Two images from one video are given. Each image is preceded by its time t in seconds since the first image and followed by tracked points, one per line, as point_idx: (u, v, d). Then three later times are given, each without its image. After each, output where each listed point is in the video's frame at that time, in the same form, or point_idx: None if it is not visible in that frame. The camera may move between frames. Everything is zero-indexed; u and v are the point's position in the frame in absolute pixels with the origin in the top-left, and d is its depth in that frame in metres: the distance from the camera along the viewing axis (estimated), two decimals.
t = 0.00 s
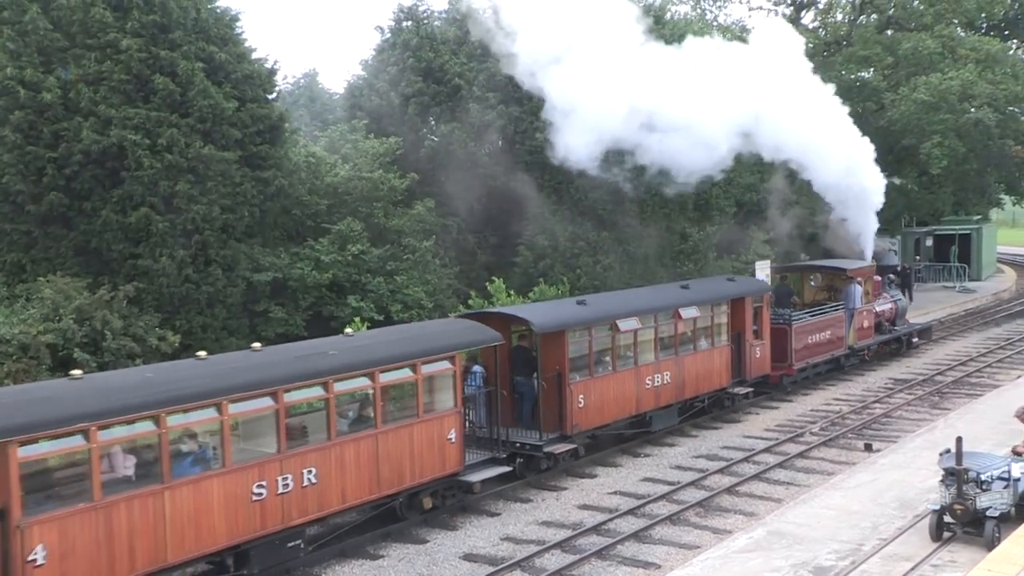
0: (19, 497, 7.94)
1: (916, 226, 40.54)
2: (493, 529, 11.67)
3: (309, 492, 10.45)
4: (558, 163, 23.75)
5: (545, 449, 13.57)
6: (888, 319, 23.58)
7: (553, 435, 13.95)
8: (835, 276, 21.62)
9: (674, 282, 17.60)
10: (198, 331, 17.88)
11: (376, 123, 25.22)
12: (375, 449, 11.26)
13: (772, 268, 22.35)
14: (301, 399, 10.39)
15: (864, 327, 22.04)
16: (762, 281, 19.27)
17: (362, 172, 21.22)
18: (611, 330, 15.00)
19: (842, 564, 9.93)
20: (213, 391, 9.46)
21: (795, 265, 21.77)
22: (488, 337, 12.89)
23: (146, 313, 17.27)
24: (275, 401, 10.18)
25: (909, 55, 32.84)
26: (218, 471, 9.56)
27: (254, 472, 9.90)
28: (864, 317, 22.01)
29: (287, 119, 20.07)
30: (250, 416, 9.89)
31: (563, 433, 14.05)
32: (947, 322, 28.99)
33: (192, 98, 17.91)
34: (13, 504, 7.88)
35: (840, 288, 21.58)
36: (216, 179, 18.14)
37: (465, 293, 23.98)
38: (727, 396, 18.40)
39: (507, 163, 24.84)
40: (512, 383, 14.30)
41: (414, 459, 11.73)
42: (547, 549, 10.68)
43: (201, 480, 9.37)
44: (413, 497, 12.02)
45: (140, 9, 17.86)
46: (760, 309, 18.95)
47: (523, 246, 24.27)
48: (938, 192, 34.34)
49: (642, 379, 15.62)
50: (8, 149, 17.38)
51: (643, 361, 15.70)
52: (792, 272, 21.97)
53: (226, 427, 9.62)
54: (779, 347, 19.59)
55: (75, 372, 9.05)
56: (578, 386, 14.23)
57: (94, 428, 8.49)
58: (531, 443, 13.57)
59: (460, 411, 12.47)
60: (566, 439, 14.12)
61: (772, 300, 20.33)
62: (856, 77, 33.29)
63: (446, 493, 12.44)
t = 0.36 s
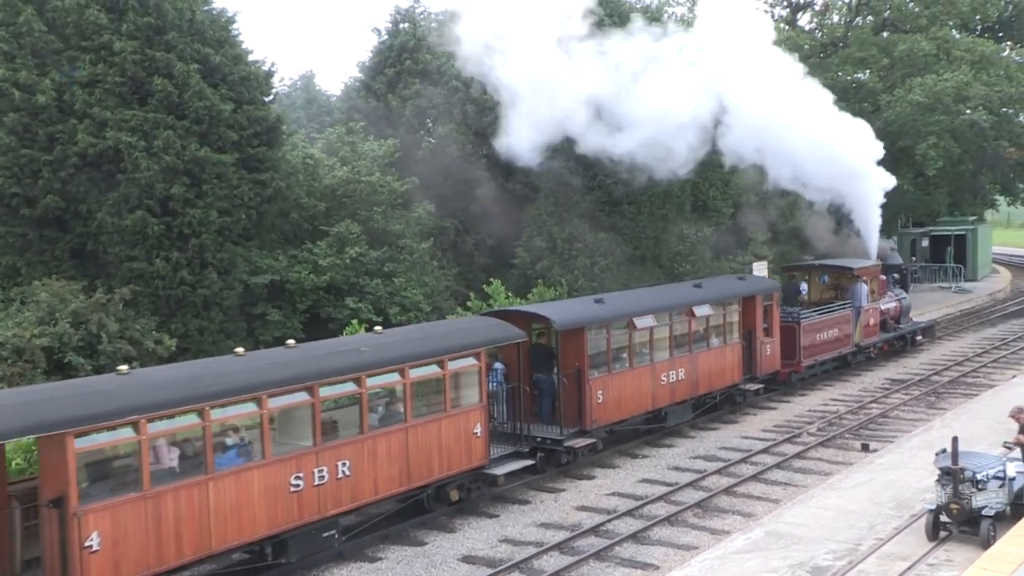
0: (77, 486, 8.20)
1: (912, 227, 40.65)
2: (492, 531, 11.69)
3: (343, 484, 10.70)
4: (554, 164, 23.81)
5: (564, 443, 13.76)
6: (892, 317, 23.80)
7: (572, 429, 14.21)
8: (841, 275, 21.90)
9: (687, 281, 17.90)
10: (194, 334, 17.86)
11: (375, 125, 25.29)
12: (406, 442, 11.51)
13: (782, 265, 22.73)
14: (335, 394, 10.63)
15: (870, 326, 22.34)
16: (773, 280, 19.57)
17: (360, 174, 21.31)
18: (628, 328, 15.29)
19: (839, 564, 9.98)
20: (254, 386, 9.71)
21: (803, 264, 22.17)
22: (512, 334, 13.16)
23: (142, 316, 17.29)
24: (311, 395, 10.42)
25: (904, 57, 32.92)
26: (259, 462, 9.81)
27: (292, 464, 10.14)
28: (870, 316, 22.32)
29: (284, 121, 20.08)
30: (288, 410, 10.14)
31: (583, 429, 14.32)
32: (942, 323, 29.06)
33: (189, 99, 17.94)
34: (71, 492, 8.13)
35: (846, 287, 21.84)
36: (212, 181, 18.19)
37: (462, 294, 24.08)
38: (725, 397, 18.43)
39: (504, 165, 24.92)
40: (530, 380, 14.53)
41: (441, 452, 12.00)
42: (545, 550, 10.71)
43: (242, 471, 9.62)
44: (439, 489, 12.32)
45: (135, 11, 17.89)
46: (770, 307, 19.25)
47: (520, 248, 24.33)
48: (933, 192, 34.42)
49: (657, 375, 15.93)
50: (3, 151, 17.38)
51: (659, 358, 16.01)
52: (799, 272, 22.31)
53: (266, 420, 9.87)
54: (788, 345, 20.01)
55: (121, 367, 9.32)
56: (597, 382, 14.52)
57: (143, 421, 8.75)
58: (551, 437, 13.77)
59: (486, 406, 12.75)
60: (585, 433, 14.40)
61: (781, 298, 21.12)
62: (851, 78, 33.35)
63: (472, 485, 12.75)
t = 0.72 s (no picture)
0: (121, 474, 8.69)
1: (901, 226, 40.76)
2: (483, 531, 11.69)
3: (368, 473, 11.19)
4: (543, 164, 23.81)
5: (577, 435, 14.32)
6: (890, 313, 24.32)
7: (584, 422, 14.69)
8: (841, 271, 22.28)
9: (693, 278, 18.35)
10: (184, 334, 17.79)
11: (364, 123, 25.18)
12: (426, 434, 12.00)
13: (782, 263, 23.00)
14: (358, 387, 11.10)
15: (869, 321, 22.78)
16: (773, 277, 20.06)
17: (354, 175, 21.49)
18: (637, 323, 15.77)
19: (829, 562, 10.01)
20: (282, 378, 10.17)
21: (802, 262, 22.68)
22: (527, 328, 13.65)
23: (132, 316, 17.23)
24: (337, 387, 10.90)
25: (893, 57, 33.04)
26: (289, 452, 10.29)
27: (320, 455, 10.61)
28: (869, 311, 22.75)
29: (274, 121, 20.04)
30: (315, 402, 10.60)
31: (595, 421, 14.81)
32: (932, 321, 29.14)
33: (177, 99, 17.93)
34: (115, 479, 8.62)
35: (846, 283, 22.24)
36: (202, 181, 18.15)
37: (453, 293, 24.08)
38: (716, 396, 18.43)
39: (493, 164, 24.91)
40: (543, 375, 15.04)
41: (460, 444, 12.49)
42: (536, 550, 10.71)
43: (274, 461, 10.11)
44: (458, 480, 12.78)
45: (123, 10, 17.84)
46: (773, 303, 19.72)
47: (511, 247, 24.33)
48: (922, 191, 34.50)
49: (665, 370, 16.40)
50: None
51: (667, 353, 16.49)
52: (800, 268, 22.66)
53: (295, 411, 10.34)
54: (790, 340, 20.42)
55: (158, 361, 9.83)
56: (607, 376, 15.01)
57: (181, 411, 9.24)
58: (564, 430, 14.33)
59: (502, 399, 13.28)
60: (596, 426, 14.88)
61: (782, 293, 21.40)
62: (840, 78, 33.46)
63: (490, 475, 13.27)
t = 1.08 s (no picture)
0: (162, 459, 9.01)
1: (894, 225, 40.83)
2: (475, 529, 11.69)
3: (392, 461, 11.50)
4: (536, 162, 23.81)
5: (590, 427, 14.70)
6: (890, 310, 24.87)
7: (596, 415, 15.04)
8: (842, 269, 22.84)
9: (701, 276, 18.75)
10: (177, 331, 17.75)
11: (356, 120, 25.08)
12: (447, 423, 12.32)
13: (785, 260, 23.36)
14: (383, 377, 11.40)
15: (870, 318, 23.27)
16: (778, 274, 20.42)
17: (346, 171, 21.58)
18: (647, 319, 16.13)
19: (821, 561, 10.02)
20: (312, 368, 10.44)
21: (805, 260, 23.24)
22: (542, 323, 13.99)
23: (125, 313, 17.20)
24: (363, 377, 11.19)
25: (886, 56, 33.09)
26: (319, 440, 10.59)
27: (347, 443, 10.91)
28: (870, 308, 23.25)
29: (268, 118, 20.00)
30: (341, 392, 10.90)
31: (606, 414, 15.16)
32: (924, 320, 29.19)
33: (171, 96, 17.87)
34: (157, 464, 8.96)
35: (848, 280, 22.84)
36: (195, 177, 18.09)
37: (446, 291, 24.12)
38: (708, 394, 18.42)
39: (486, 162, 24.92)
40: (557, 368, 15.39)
41: (479, 434, 12.82)
42: (529, 548, 10.71)
43: (305, 448, 10.40)
44: (477, 469, 13.15)
45: (117, 6, 17.81)
46: (779, 300, 20.08)
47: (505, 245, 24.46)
48: (914, 190, 34.53)
49: (674, 364, 16.77)
50: None
51: (675, 348, 16.86)
52: (803, 266, 23.20)
53: (322, 399, 10.63)
54: (794, 336, 20.75)
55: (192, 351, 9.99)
56: (619, 369, 15.37)
57: (218, 399, 9.52)
58: (577, 421, 14.70)
59: (519, 391, 13.60)
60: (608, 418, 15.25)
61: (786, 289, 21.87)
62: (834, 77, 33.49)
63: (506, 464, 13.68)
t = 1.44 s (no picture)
0: (201, 449, 9.47)
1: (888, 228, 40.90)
2: (469, 530, 11.67)
3: (416, 454, 11.94)
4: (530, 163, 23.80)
5: (603, 423, 15.17)
6: (892, 310, 25.26)
7: (609, 410, 15.45)
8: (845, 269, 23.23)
9: (708, 276, 19.23)
10: (171, 333, 17.70)
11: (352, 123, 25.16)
12: (467, 418, 12.76)
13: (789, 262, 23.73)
14: (407, 373, 11.88)
15: (872, 318, 23.73)
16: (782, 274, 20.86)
17: (340, 172, 21.68)
18: (658, 317, 16.57)
19: (816, 562, 10.03)
20: (340, 364, 10.91)
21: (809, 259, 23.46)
22: (559, 321, 14.36)
23: (119, 314, 17.15)
24: (388, 372, 11.66)
25: (880, 59, 33.15)
26: (347, 432, 11.03)
27: (373, 436, 11.34)
28: (872, 307, 23.70)
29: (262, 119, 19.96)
30: (367, 386, 11.34)
31: (619, 409, 15.58)
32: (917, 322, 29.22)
33: (166, 97, 17.86)
34: (197, 454, 9.41)
35: (850, 280, 23.11)
36: (189, 179, 18.06)
37: (441, 293, 24.18)
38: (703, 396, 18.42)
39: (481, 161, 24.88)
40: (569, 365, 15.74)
41: (498, 429, 13.27)
42: (523, 550, 10.69)
43: (334, 441, 10.83)
44: (495, 463, 13.56)
45: (112, 8, 17.80)
46: (783, 299, 20.55)
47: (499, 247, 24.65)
48: (908, 192, 34.56)
49: (684, 361, 17.19)
50: None
51: (685, 346, 17.29)
52: (805, 266, 23.50)
53: (351, 396, 11.09)
54: (797, 335, 21.27)
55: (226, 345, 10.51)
56: (631, 366, 15.81)
57: (252, 392, 9.98)
58: (591, 417, 15.17)
59: (536, 387, 14.05)
60: (621, 414, 15.67)
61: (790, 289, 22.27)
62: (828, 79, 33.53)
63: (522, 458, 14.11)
